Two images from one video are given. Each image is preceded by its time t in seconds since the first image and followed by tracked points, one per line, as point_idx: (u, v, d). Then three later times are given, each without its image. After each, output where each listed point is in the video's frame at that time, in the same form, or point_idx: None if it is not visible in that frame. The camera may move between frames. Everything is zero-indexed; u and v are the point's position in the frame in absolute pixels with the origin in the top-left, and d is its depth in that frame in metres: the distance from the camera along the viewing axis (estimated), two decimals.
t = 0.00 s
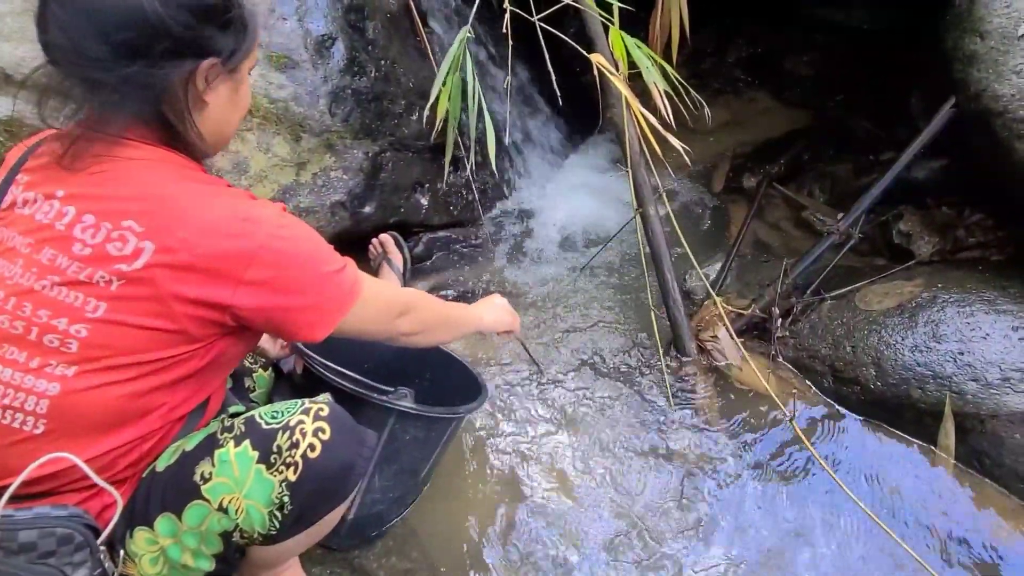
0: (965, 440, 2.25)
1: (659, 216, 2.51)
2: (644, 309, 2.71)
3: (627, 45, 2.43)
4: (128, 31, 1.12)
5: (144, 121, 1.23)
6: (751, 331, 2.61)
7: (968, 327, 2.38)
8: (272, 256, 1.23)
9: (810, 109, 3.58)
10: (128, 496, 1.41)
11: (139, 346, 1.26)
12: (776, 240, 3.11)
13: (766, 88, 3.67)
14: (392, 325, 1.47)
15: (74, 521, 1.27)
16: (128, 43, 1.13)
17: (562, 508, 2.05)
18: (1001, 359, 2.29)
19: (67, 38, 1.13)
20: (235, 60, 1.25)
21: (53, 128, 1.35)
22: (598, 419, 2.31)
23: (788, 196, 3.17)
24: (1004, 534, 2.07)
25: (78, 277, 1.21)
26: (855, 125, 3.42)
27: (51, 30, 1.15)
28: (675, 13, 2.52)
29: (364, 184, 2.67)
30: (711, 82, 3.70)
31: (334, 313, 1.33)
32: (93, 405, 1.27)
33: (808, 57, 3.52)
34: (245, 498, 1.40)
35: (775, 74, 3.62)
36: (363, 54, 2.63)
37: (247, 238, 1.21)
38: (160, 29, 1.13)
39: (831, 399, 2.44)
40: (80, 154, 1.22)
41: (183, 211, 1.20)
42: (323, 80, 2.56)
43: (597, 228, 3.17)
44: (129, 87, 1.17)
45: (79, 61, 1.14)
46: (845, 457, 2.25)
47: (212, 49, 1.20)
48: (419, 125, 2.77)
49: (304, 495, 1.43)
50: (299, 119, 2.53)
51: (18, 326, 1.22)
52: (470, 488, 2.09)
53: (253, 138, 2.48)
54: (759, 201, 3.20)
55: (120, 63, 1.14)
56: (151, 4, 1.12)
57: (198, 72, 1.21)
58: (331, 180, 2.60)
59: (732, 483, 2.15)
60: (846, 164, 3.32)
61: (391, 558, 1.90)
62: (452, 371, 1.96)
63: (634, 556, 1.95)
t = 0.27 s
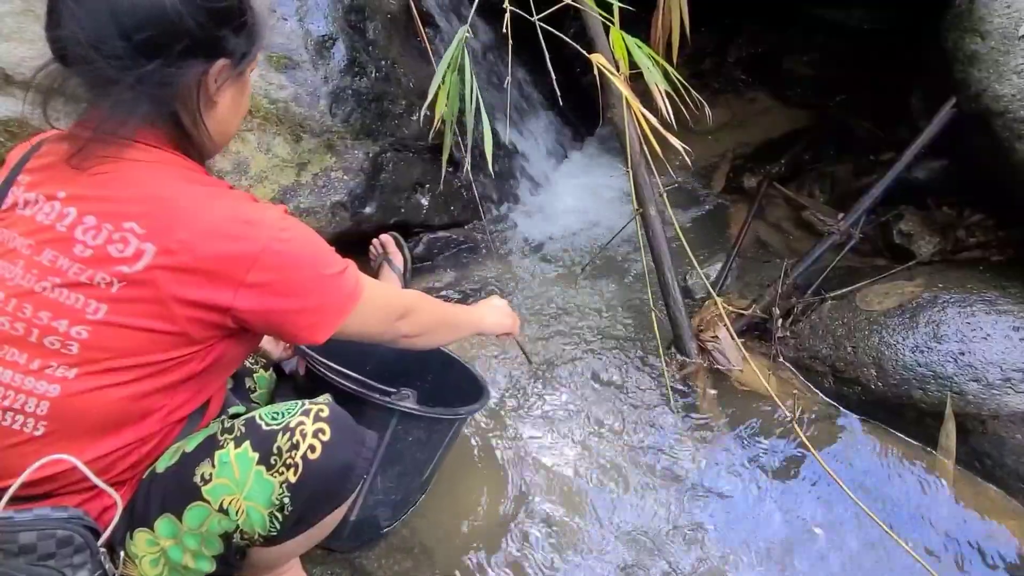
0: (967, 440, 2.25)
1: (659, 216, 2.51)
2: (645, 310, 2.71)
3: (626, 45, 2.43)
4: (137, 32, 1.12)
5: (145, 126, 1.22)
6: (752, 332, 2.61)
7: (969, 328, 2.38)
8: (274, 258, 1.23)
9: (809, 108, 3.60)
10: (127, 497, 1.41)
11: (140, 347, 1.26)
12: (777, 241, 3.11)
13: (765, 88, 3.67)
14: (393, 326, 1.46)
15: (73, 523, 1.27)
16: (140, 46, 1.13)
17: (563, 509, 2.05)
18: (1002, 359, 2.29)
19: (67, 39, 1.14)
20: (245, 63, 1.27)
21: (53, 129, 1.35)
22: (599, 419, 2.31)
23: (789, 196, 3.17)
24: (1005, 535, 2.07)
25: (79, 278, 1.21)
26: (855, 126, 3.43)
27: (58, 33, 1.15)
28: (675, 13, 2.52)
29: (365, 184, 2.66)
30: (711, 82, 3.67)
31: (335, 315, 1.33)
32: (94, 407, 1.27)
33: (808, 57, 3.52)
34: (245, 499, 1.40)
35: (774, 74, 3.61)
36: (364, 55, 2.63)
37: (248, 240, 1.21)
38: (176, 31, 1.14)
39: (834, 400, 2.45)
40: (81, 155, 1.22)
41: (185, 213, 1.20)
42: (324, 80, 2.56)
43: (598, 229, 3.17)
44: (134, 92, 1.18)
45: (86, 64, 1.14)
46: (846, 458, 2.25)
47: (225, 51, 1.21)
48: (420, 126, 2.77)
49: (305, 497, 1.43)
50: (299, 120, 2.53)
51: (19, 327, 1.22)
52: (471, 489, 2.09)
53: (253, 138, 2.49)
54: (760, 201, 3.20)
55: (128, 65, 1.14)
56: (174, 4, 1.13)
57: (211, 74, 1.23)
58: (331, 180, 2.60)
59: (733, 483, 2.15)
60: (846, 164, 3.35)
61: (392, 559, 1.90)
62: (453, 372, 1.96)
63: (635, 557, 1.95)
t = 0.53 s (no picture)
0: (969, 440, 2.25)
1: (661, 215, 2.52)
2: (646, 309, 2.71)
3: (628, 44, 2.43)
4: (148, 32, 1.14)
5: (149, 127, 1.22)
6: (754, 331, 2.62)
7: (971, 327, 2.38)
8: (277, 259, 1.23)
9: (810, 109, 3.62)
10: (129, 498, 1.41)
11: (143, 347, 1.26)
12: (778, 240, 3.11)
13: (766, 87, 3.67)
14: (396, 325, 1.47)
15: (76, 523, 1.27)
16: (153, 44, 1.15)
17: (564, 508, 2.05)
18: (1004, 359, 2.29)
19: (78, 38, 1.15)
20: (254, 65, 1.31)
21: (56, 129, 1.35)
22: (601, 418, 2.31)
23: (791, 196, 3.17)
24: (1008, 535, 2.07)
25: (83, 278, 1.21)
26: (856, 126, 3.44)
27: (69, 32, 1.16)
28: (677, 12, 2.52)
29: (366, 184, 2.66)
30: (711, 82, 3.68)
31: (337, 316, 1.33)
32: (97, 407, 1.27)
33: (809, 58, 3.51)
34: (248, 498, 1.40)
35: (775, 74, 3.62)
36: (366, 54, 2.63)
37: (251, 241, 1.21)
38: (193, 30, 1.17)
39: (835, 399, 2.46)
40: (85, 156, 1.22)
41: (188, 213, 1.20)
42: (325, 80, 2.57)
43: (600, 227, 3.18)
44: (138, 90, 1.18)
45: (95, 62, 1.16)
46: (847, 457, 2.26)
47: (241, 50, 1.26)
48: (422, 125, 2.75)
49: (308, 497, 1.43)
50: (301, 119, 2.54)
51: (22, 327, 1.22)
52: (473, 488, 2.09)
53: (255, 138, 2.51)
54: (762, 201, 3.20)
55: (139, 62, 1.16)
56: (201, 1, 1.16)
57: (225, 73, 1.26)
58: (333, 180, 2.61)
59: (734, 483, 2.14)
60: (847, 164, 3.34)
61: (394, 559, 1.90)
62: (455, 370, 1.96)
63: (636, 556, 1.95)
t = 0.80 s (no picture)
0: (969, 439, 2.25)
1: (662, 215, 2.52)
2: (647, 309, 2.71)
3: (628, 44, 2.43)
4: (153, 30, 1.15)
5: (153, 127, 1.21)
6: (754, 330, 2.61)
7: (970, 326, 2.38)
8: (279, 257, 1.24)
9: (810, 108, 3.61)
10: (130, 495, 1.40)
11: (145, 345, 1.27)
12: (779, 240, 3.11)
13: (767, 87, 3.67)
14: (397, 324, 1.47)
15: (78, 520, 1.28)
16: (168, 40, 1.16)
17: (564, 507, 2.05)
18: (1004, 358, 2.29)
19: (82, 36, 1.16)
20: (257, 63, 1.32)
21: (57, 127, 1.35)
22: (602, 417, 2.31)
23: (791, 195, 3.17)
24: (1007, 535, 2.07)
25: (85, 275, 1.21)
26: (857, 126, 3.44)
27: (76, 30, 1.17)
28: (677, 11, 2.52)
29: (366, 182, 2.68)
30: (712, 82, 3.68)
31: (339, 315, 1.33)
32: (99, 404, 1.27)
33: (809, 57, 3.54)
34: (249, 496, 1.40)
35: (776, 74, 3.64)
36: (366, 54, 2.62)
37: (253, 239, 1.22)
38: (202, 30, 1.19)
39: (835, 398, 2.46)
40: (88, 153, 1.22)
41: (191, 211, 1.20)
42: (325, 79, 2.55)
43: (601, 227, 3.18)
44: (139, 90, 1.17)
45: (98, 60, 1.16)
46: (847, 455, 2.26)
47: (247, 50, 1.27)
48: (421, 125, 2.76)
49: (309, 495, 1.43)
50: (301, 118, 2.54)
51: (24, 324, 1.22)
52: (473, 488, 2.09)
53: (257, 138, 2.49)
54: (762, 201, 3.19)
55: (142, 61, 1.16)
56: None
57: (233, 72, 1.26)
58: (334, 179, 2.62)
59: (733, 483, 2.14)
60: (846, 165, 3.32)
61: (394, 558, 1.90)
62: (457, 371, 1.97)
63: (636, 557, 1.95)
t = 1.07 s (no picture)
0: (968, 436, 2.25)
1: (661, 213, 2.51)
2: (646, 307, 2.70)
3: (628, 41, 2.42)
4: (152, 25, 1.16)
5: (153, 122, 1.20)
6: (753, 328, 2.59)
7: (970, 324, 2.38)
8: (277, 251, 1.23)
9: (810, 108, 3.59)
10: (129, 491, 1.40)
11: (142, 340, 1.26)
12: (778, 238, 3.11)
13: (766, 86, 3.67)
14: (396, 320, 1.47)
15: (76, 516, 1.27)
16: (171, 34, 1.17)
17: (561, 503, 2.05)
18: (1003, 355, 2.29)
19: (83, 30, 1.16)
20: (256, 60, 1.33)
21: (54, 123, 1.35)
22: (601, 415, 2.30)
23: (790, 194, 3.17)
24: (1007, 531, 2.07)
25: (82, 270, 1.21)
26: (857, 125, 3.44)
27: (74, 24, 1.17)
28: (677, 9, 2.51)
29: (365, 180, 2.68)
30: (712, 81, 3.69)
31: (337, 309, 1.33)
32: (95, 399, 1.26)
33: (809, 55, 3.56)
34: (247, 492, 1.40)
35: (775, 72, 3.64)
36: (365, 52, 2.61)
37: (251, 233, 1.21)
38: (205, 25, 1.20)
39: (834, 396, 2.45)
40: (85, 148, 1.22)
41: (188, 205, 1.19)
42: (324, 77, 2.54)
43: (600, 225, 3.17)
44: (139, 83, 1.17)
45: (97, 54, 1.16)
46: (845, 452, 2.27)
47: (246, 46, 1.28)
48: (421, 123, 2.76)
49: (307, 491, 1.43)
50: (300, 116, 2.53)
51: (21, 319, 1.22)
52: (472, 485, 2.08)
53: (254, 135, 2.49)
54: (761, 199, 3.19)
55: (141, 55, 1.16)
56: None
57: (233, 67, 1.27)
58: (332, 176, 2.61)
59: (732, 481, 2.14)
60: (845, 163, 3.31)
61: (392, 556, 1.89)
62: (455, 368, 1.96)
63: (635, 553, 1.95)
